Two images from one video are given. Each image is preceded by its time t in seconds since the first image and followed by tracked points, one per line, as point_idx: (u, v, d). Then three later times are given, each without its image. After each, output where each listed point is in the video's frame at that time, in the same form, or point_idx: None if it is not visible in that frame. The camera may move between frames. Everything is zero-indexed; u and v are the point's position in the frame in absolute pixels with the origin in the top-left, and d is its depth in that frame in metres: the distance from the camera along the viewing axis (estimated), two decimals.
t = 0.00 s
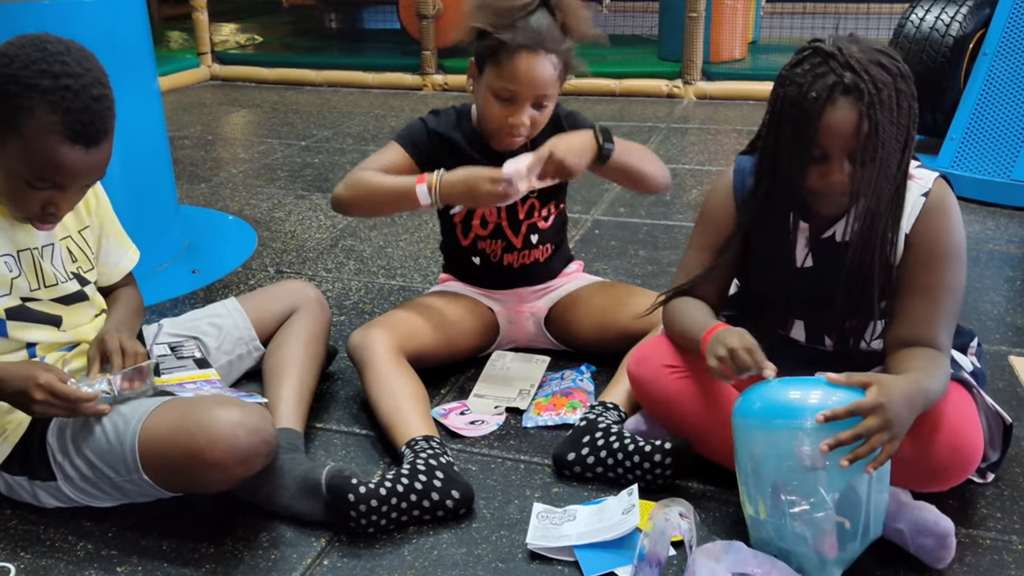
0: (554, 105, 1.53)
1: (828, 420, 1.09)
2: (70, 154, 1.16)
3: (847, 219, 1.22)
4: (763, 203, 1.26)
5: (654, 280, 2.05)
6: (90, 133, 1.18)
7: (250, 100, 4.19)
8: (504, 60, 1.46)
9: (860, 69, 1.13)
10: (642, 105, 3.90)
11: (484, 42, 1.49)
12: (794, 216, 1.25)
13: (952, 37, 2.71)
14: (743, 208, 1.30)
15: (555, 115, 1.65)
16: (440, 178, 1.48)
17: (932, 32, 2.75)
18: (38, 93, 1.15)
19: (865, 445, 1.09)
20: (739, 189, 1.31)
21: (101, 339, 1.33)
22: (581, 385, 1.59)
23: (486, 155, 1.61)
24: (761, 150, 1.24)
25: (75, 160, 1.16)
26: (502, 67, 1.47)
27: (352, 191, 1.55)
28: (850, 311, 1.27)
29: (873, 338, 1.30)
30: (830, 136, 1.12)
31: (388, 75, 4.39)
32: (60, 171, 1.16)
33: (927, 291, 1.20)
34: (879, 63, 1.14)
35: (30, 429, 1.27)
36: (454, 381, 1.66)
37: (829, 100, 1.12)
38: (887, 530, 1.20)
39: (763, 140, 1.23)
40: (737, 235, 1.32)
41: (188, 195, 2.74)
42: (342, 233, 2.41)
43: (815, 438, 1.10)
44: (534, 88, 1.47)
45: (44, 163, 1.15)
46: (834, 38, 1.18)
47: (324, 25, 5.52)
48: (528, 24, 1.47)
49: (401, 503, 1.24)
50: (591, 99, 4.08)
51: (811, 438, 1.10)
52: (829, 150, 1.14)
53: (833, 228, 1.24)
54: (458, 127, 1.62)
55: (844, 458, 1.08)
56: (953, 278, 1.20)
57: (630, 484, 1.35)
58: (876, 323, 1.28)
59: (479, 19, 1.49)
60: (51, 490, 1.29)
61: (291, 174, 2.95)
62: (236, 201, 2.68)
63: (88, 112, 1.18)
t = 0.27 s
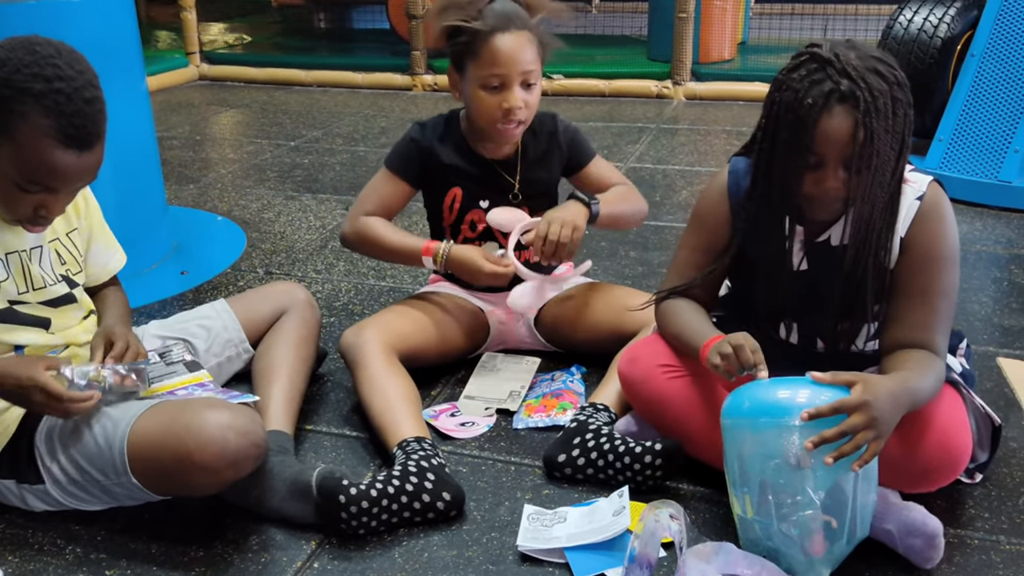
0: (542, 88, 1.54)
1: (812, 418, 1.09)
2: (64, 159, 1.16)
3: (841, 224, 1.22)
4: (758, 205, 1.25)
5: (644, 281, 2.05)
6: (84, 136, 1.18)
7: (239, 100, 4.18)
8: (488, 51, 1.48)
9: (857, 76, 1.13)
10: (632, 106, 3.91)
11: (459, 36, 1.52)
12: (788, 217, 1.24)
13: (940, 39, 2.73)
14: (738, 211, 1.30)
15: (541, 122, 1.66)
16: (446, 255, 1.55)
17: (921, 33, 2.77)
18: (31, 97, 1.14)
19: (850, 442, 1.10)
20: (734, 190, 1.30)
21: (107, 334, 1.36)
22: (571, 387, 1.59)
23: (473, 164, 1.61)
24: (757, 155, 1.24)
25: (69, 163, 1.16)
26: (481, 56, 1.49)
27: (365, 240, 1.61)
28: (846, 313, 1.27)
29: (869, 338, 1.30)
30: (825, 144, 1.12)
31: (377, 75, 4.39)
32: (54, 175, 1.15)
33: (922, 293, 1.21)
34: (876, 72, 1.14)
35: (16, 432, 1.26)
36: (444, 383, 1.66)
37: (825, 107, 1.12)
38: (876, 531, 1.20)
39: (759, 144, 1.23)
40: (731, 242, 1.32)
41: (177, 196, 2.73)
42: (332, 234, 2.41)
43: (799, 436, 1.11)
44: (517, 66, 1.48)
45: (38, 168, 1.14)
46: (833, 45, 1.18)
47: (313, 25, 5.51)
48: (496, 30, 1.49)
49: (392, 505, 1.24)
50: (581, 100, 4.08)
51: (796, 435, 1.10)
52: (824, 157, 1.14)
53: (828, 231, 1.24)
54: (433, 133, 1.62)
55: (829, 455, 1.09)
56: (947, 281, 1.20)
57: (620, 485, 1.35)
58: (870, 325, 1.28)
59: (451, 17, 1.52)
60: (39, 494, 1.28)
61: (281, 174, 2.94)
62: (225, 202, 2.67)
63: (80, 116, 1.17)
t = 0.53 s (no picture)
0: (565, 79, 1.56)
1: (837, 420, 1.10)
2: (97, 156, 1.17)
3: (864, 228, 1.23)
4: (782, 207, 1.26)
5: (660, 283, 2.06)
6: (114, 135, 1.19)
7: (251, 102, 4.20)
8: (508, 44, 1.50)
9: (884, 82, 1.14)
10: (643, 108, 3.91)
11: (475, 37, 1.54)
12: (810, 219, 1.25)
13: (952, 41, 2.72)
14: (761, 213, 1.31)
15: (566, 126, 1.65)
16: (480, 286, 1.54)
17: (934, 36, 2.74)
18: (57, 98, 1.16)
19: (874, 444, 1.10)
20: (759, 190, 1.32)
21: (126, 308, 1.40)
22: (590, 389, 1.61)
23: (499, 175, 1.60)
24: (782, 156, 1.25)
25: (101, 160, 1.17)
26: (501, 50, 1.51)
27: (396, 270, 1.61)
28: (872, 317, 1.28)
29: (894, 340, 1.31)
30: (850, 149, 1.14)
31: (388, 78, 4.40)
32: (86, 174, 1.17)
33: (947, 296, 1.22)
34: (903, 78, 1.15)
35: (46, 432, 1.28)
36: (464, 385, 1.67)
37: (849, 112, 1.14)
38: (899, 532, 1.21)
39: (783, 147, 1.25)
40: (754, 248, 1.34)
41: (193, 198, 2.75)
42: (348, 236, 2.42)
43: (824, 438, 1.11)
44: (538, 57, 1.50)
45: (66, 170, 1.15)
46: (861, 51, 1.19)
47: (323, 27, 5.53)
48: (516, 31, 1.50)
49: (416, 506, 1.25)
50: (592, 102, 4.09)
51: (820, 438, 1.11)
52: (849, 163, 1.15)
53: (854, 235, 1.24)
54: (457, 148, 1.59)
55: (853, 457, 1.09)
56: (974, 285, 1.22)
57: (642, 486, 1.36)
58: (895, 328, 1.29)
59: (468, 18, 1.54)
60: (67, 493, 1.29)
61: (295, 177, 2.96)
62: (241, 204, 2.68)
63: (108, 114, 1.19)
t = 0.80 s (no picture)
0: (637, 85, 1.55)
1: (894, 422, 1.09)
2: (158, 138, 1.19)
3: (925, 225, 1.21)
4: (839, 205, 1.25)
5: (705, 284, 2.04)
6: (173, 115, 1.22)
7: (293, 101, 4.23)
8: (580, 50, 1.50)
9: (946, 80, 1.13)
10: (684, 108, 3.89)
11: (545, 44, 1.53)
12: (868, 216, 1.24)
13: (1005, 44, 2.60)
14: (815, 211, 1.30)
15: (635, 138, 1.66)
16: (541, 306, 1.57)
17: (985, 34, 2.57)
18: (121, 84, 1.19)
19: (933, 447, 1.08)
20: (813, 191, 1.30)
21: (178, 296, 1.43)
22: (638, 388, 1.60)
23: (565, 185, 1.58)
24: (841, 153, 1.23)
25: (165, 144, 1.20)
26: (574, 56, 1.51)
27: (450, 274, 1.61)
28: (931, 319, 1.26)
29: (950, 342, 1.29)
30: (910, 147, 1.13)
31: (428, 77, 4.42)
32: (151, 156, 1.19)
33: (1004, 297, 1.20)
34: (966, 76, 1.14)
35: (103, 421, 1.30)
36: (510, 383, 1.67)
37: (910, 109, 1.12)
38: (956, 537, 1.19)
39: (841, 144, 1.23)
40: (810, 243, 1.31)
41: (238, 195, 2.78)
42: (391, 234, 2.43)
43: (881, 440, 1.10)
44: (609, 62, 1.50)
45: (126, 151, 1.17)
46: (924, 49, 1.18)
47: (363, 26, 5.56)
48: (586, 36, 1.50)
49: (466, 504, 1.25)
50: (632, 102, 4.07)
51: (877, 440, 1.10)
52: (907, 161, 1.14)
53: (913, 233, 1.22)
54: (524, 156, 1.58)
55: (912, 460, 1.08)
56: None
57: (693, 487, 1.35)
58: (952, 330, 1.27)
59: (537, 25, 1.53)
60: (125, 483, 1.31)
61: (338, 175, 2.98)
62: (285, 201, 2.71)
63: (166, 96, 1.22)
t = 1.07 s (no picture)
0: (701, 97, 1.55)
1: (939, 432, 1.07)
2: (212, 125, 1.22)
3: (978, 235, 1.19)
4: (891, 212, 1.24)
5: (745, 288, 2.03)
6: (225, 104, 1.25)
7: (333, 99, 4.27)
8: (645, 62, 1.50)
9: (1005, 88, 1.12)
10: (723, 110, 3.86)
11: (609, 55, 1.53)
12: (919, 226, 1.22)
13: None
14: (864, 218, 1.28)
15: (694, 158, 1.65)
16: (576, 310, 1.56)
17: None
18: (175, 72, 1.22)
19: (979, 457, 1.06)
20: (861, 198, 1.29)
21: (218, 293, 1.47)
22: (677, 392, 1.59)
23: (622, 198, 1.58)
24: (894, 161, 1.23)
25: (216, 130, 1.23)
26: (639, 68, 1.50)
27: (492, 270, 1.63)
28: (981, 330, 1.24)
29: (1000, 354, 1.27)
30: (966, 156, 1.12)
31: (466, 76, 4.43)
32: (205, 143, 1.22)
33: None
34: None
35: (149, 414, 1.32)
36: (549, 385, 1.67)
37: (968, 117, 1.12)
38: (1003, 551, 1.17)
39: (895, 153, 1.23)
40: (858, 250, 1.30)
41: (279, 192, 2.81)
42: (430, 233, 2.44)
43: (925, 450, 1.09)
44: (675, 74, 1.49)
45: (180, 137, 1.21)
46: (982, 57, 1.17)
47: (402, 25, 5.59)
48: (652, 47, 1.50)
49: (506, 507, 1.25)
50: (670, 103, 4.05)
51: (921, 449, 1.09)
52: (963, 169, 1.14)
53: (965, 242, 1.21)
54: (583, 165, 1.57)
55: (956, 471, 1.06)
56: None
57: (733, 493, 1.34)
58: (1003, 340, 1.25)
59: (601, 37, 1.53)
60: (169, 476, 1.33)
61: (377, 173, 3.00)
62: (325, 199, 2.73)
63: (218, 84, 1.25)
